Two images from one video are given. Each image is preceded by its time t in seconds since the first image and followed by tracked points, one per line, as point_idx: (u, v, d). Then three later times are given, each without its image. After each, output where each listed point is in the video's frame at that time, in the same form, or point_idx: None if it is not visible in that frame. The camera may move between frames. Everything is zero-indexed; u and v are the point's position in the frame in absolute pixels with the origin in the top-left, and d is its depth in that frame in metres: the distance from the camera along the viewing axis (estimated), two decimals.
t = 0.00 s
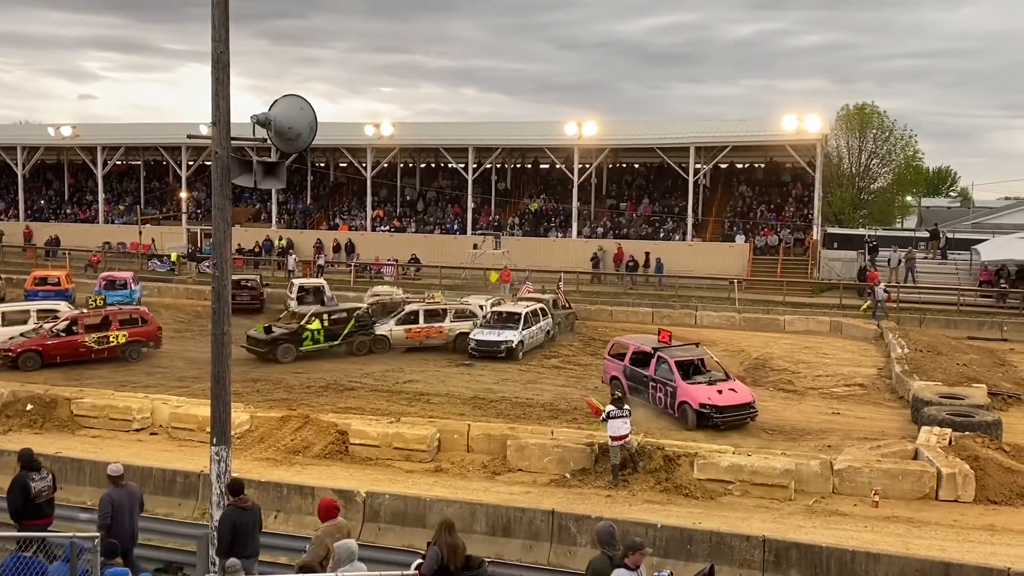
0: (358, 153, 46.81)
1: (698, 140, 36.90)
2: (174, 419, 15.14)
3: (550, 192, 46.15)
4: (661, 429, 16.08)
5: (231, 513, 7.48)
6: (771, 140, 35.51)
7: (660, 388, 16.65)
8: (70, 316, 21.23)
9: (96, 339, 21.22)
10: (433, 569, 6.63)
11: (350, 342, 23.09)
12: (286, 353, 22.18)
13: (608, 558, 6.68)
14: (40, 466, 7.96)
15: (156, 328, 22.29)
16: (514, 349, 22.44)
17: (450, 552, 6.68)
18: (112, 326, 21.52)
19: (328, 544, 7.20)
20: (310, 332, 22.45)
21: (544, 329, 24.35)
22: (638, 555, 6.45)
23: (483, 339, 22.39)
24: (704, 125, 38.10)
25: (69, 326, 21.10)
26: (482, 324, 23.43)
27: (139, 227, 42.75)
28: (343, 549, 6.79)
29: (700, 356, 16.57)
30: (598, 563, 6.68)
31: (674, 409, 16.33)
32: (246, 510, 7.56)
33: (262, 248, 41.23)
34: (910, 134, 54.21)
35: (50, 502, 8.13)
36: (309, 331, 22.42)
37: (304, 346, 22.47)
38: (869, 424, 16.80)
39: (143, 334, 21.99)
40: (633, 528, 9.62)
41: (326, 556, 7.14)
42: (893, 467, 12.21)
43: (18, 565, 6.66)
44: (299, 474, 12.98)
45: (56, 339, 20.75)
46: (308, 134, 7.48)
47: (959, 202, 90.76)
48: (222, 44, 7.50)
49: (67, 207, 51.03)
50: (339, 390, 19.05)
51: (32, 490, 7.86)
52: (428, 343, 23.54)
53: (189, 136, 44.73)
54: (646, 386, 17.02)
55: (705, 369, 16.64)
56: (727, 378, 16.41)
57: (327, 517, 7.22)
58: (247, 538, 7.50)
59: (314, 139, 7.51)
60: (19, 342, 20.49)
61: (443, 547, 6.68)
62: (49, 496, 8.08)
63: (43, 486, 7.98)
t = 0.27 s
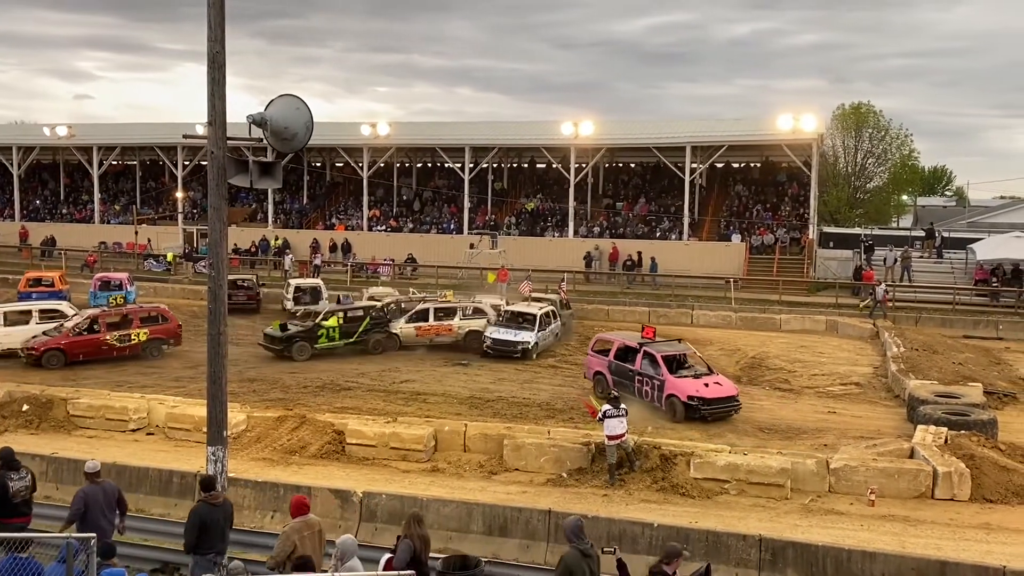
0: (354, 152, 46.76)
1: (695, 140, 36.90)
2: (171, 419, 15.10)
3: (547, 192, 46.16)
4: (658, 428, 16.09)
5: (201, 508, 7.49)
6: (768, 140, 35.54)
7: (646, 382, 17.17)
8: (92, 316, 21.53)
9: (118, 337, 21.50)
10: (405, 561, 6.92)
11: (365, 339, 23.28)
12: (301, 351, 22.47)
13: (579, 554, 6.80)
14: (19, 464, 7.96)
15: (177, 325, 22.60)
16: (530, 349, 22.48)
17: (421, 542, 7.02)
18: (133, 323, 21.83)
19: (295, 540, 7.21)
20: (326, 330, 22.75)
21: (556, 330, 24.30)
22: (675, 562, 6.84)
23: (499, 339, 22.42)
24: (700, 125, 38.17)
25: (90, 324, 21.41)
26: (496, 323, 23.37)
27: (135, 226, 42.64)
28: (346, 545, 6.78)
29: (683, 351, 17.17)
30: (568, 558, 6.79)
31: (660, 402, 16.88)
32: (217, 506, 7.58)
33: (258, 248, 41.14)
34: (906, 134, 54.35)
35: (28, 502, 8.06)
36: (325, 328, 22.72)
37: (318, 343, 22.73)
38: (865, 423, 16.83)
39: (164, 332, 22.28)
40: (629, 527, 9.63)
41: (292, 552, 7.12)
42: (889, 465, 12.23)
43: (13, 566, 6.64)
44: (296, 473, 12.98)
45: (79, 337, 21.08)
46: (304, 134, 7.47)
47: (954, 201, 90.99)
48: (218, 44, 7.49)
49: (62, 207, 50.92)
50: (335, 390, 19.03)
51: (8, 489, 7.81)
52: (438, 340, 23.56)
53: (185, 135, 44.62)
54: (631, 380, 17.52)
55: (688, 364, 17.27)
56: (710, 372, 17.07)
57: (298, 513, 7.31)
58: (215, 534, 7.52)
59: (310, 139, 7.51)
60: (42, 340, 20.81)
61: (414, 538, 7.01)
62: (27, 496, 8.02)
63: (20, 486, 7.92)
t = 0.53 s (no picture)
0: (350, 152, 46.70)
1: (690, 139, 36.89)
2: (166, 420, 15.06)
3: (543, 191, 46.14)
4: (655, 427, 16.07)
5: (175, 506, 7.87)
6: (763, 139, 35.57)
7: (629, 376, 17.51)
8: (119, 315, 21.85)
9: (144, 335, 21.80)
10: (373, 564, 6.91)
11: (367, 341, 23.22)
12: (301, 351, 22.48)
13: (550, 550, 6.73)
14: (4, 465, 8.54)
15: (201, 325, 22.80)
16: (545, 349, 22.47)
17: (386, 543, 7.00)
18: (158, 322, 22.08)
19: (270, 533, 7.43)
20: (328, 330, 22.74)
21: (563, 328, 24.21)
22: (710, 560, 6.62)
23: (515, 340, 22.28)
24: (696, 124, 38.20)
25: (116, 322, 21.74)
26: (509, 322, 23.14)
27: (130, 227, 42.53)
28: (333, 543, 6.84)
29: (664, 346, 17.56)
30: (539, 556, 6.70)
31: (643, 395, 17.24)
32: (191, 504, 7.96)
33: (253, 248, 41.07)
34: (901, 133, 54.46)
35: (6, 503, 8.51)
36: (326, 329, 22.71)
37: (320, 343, 22.72)
38: (861, 421, 16.84)
39: (189, 331, 22.46)
40: (625, 526, 9.62)
41: (268, 545, 7.36)
42: (885, 464, 12.24)
43: (8, 567, 6.61)
44: (292, 474, 12.96)
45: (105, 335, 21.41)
46: (299, 133, 7.43)
47: (949, 200, 91.21)
48: (212, 44, 7.45)
49: (57, 207, 50.78)
50: (331, 390, 18.99)
51: None
52: (446, 342, 23.44)
53: (180, 135, 44.52)
54: (614, 374, 17.82)
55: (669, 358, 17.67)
56: (690, 366, 17.51)
57: (270, 506, 7.49)
58: (190, 531, 7.90)
59: (305, 139, 7.48)
60: (69, 338, 21.17)
61: (379, 542, 6.97)
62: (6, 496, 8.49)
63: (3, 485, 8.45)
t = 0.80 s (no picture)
0: (345, 152, 46.64)
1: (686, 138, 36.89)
2: (162, 420, 15.01)
3: (539, 191, 46.13)
4: (651, 427, 16.06)
5: (148, 503, 7.78)
6: (759, 138, 35.60)
7: (607, 372, 17.97)
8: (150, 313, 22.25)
9: (173, 334, 22.32)
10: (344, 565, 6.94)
11: (368, 339, 23.20)
12: (302, 350, 22.48)
13: (520, 545, 7.05)
14: None
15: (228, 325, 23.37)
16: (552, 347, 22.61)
17: (348, 539, 7.55)
18: (188, 321, 22.60)
19: (244, 533, 7.46)
20: (328, 330, 22.74)
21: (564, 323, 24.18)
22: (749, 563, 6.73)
23: (522, 340, 22.33)
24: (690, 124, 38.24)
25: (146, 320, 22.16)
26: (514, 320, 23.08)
27: (125, 227, 42.39)
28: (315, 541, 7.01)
29: (641, 342, 17.99)
30: (510, 549, 7.05)
31: (620, 390, 17.70)
32: (165, 502, 7.89)
33: (248, 248, 41.01)
34: (895, 132, 54.60)
35: None
36: (327, 328, 22.72)
37: (320, 343, 22.72)
38: (856, 420, 16.88)
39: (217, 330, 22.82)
40: (621, 525, 9.62)
41: (242, 544, 7.38)
42: (880, 462, 12.26)
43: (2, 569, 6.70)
44: (287, 474, 12.93)
45: (136, 333, 21.82)
46: (294, 133, 7.42)
47: (944, 199, 91.50)
48: (207, 43, 7.43)
49: (52, 208, 50.63)
50: (327, 390, 18.96)
51: None
52: (448, 341, 23.45)
53: (175, 135, 44.40)
54: (592, 370, 18.28)
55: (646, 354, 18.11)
56: (667, 361, 17.95)
57: (242, 506, 7.51)
58: (161, 529, 7.79)
59: (299, 139, 7.46)
60: (101, 335, 21.58)
61: (342, 536, 7.53)
62: None
63: None
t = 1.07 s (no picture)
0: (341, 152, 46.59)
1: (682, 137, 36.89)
2: (157, 420, 14.96)
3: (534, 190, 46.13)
4: (648, 426, 16.06)
5: (123, 498, 7.76)
6: (754, 137, 35.65)
7: (583, 367, 18.44)
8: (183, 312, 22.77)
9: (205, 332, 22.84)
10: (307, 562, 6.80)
11: (368, 339, 23.18)
12: (302, 350, 22.46)
13: (488, 548, 6.91)
14: None
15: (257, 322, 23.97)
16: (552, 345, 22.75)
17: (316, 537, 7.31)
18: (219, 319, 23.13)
19: (212, 526, 7.40)
20: (328, 329, 22.72)
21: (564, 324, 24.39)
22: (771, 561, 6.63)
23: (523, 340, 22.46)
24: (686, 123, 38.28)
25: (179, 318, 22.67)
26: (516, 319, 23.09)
27: (120, 226, 42.27)
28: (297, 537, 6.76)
29: (617, 337, 18.44)
30: (477, 553, 6.88)
31: (596, 385, 18.17)
32: (141, 496, 7.86)
33: (244, 247, 40.97)
34: (891, 131, 54.72)
35: None
36: (326, 328, 22.69)
37: (320, 343, 22.69)
38: (852, 418, 16.91)
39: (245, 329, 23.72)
40: (618, 524, 9.62)
41: (209, 538, 7.35)
42: (876, 461, 12.28)
43: None
44: (283, 473, 12.91)
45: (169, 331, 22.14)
46: (289, 132, 7.40)
47: (939, 197, 91.74)
48: (202, 43, 7.41)
49: (47, 208, 50.49)
50: (323, 390, 18.93)
51: None
52: (448, 340, 23.45)
53: (170, 135, 44.29)
54: (570, 365, 18.78)
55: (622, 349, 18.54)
56: (642, 356, 18.38)
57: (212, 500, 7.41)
58: (137, 524, 7.78)
59: (295, 138, 7.45)
60: (135, 332, 21.90)
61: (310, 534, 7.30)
62: None
63: None
